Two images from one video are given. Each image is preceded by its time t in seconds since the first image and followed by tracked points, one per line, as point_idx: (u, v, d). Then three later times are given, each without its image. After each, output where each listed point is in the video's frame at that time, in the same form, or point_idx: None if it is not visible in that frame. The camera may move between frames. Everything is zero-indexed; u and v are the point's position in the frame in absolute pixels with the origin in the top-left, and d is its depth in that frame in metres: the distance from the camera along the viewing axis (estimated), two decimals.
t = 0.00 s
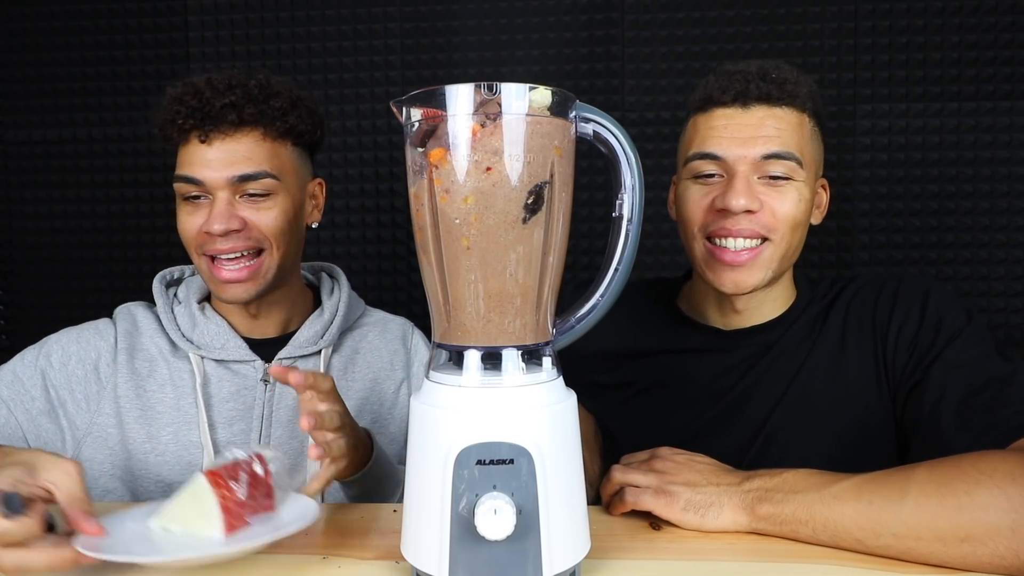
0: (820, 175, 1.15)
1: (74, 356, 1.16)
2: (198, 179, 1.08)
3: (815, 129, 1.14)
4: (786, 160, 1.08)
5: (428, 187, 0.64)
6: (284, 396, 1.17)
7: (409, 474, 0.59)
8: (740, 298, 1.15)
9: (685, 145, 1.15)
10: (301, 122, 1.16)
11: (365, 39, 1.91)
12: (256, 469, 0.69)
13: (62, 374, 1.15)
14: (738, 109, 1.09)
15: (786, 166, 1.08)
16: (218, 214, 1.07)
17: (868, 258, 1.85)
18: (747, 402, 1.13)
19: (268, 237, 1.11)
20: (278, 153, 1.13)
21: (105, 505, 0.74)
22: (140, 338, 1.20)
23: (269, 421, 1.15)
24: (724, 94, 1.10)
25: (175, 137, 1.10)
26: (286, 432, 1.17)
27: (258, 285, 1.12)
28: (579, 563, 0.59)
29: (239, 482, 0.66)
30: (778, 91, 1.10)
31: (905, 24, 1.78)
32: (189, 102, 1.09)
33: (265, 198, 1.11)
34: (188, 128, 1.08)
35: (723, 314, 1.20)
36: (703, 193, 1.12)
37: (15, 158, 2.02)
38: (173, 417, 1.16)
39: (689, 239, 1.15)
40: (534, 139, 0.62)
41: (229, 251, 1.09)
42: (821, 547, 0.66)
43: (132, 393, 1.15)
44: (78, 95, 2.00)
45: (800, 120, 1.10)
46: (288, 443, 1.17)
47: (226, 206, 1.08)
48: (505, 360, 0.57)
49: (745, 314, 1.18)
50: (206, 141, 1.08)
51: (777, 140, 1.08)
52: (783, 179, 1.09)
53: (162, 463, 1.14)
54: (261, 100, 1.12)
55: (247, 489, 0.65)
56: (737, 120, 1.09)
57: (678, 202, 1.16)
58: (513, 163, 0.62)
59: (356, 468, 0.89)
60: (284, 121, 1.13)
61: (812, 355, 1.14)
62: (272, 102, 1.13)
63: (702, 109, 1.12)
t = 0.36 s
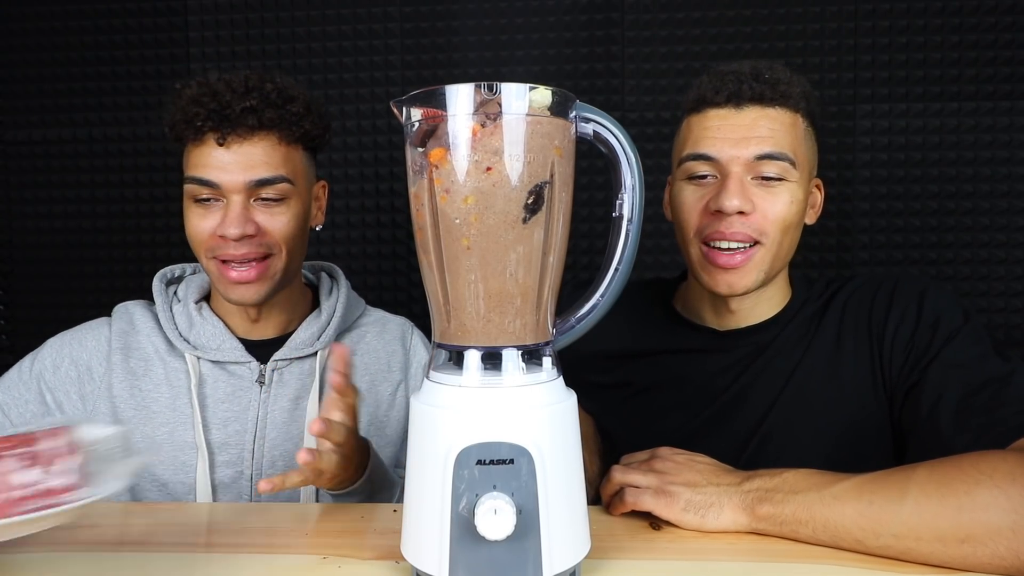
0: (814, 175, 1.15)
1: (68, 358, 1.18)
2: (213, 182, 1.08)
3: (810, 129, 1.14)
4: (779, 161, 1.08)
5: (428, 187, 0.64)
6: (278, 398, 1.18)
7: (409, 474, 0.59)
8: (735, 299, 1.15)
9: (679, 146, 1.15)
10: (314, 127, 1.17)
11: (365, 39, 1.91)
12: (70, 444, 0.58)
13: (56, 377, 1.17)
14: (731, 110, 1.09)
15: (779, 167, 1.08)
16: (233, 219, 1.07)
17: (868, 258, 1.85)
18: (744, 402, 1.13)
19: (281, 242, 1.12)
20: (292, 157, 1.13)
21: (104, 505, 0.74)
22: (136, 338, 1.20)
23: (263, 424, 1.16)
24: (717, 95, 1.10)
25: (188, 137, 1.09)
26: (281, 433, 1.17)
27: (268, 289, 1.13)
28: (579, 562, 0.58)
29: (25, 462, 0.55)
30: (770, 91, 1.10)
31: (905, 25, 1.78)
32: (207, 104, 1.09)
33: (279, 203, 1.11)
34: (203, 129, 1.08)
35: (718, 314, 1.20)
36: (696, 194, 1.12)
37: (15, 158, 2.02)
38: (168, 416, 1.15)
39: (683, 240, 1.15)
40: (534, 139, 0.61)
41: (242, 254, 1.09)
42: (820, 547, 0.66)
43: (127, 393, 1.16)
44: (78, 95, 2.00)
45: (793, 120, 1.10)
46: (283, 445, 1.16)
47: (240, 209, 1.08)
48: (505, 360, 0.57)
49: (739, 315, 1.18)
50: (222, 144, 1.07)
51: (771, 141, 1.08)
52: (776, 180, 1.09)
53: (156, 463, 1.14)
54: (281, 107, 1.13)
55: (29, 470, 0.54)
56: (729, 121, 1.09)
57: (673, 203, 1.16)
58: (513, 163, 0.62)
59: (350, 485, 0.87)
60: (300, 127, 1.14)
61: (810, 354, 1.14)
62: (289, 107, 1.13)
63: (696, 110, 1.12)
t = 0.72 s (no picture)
0: (805, 174, 1.15)
1: (76, 351, 1.16)
2: (203, 182, 1.08)
3: (802, 129, 1.14)
4: (766, 161, 1.08)
5: (428, 187, 0.64)
6: (279, 398, 1.18)
7: (409, 473, 0.59)
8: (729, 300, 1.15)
9: (672, 148, 1.15)
10: (306, 126, 1.15)
11: (365, 39, 1.91)
12: None
13: (65, 369, 1.15)
14: (721, 112, 1.09)
15: (767, 167, 1.08)
16: (222, 218, 1.07)
17: (868, 258, 1.85)
18: (742, 402, 1.13)
19: (272, 242, 1.11)
20: (285, 157, 1.13)
21: (106, 506, 0.74)
22: (141, 334, 1.20)
23: (264, 424, 1.16)
24: (708, 97, 1.10)
25: (181, 138, 1.10)
26: (282, 433, 1.17)
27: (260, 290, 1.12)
28: (579, 563, 0.58)
29: None
30: (761, 92, 1.10)
31: (905, 24, 1.78)
32: (196, 105, 1.09)
33: (270, 203, 1.11)
34: (194, 130, 1.08)
35: (713, 315, 1.20)
36: (686, 195, 1.12)
37: (15, 158, 2.02)
38: (170, 415, 1.16)
39: (676, 241, 1.15)
40: (534, 139, 0.61)
41: (232, 255, 1.09)
42: (820, 547, 0.66)
43: (133, 389, 1.15)
44: (78, 95, 2.00)
45: (783, 121, 1.10)
46: (284, 446, 1.17)
47: (230, 209, 1.08)
48: (505, 360, 0.57)
49: (735, 316, 1.18)
50: (212, 144, 1.08)
51: (759, 141, 1.08)
52: (764, 180, 1.09)
53: (159, 461, 1.13)
54: (268, 105, 1.12)
55: None
56: (719, 123, 1.09)
57: (665, 204, 1.16)
58: (512, 163, 0.62)
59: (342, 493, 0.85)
60: (291, 126, 1.13)
61: (809, 354, 1.14)
62: (280, 106, 1.13)
63: (687, 113, 1.12)
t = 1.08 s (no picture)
0: (805, 173, 1.15)
1: (78, 351, 1.15)
2: (202, 181, 1.08)
3: (801, 128, 1.14)
4: (765, 159, 1.08)
5: (428, 187, 0.64)
6: (284, 402, 1.18)
7: (409, 473, 0.59)
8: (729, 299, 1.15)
9: (672, 147, 1.15)
10: (311, 126, 1.16)
11: (365, 39, 1.91)
12: None
13: (66, 369, 1.14)
14: (719, 111, 1.09)
15: (766, 164, 1.08)
16: (220, 218, 1.07)
17: (868, 258, 1.85)
18: (741, 401, 1.13)
19: (269, 243, 1.11)
20: (284, 157, 1.12)
21: (108, 506, 0.74)
22: (144, 335, 1.20)
23: (269, 427, 1.16)
24: (706, 96, 1.10)
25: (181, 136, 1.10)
26: (286, 438, 1.17)
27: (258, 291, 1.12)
28: (579, 563, 0.59)
29: None
30: (758, 92, 1.10)
31: (905, 24, 1.78)
32: (195, 103, 1.09)
33: (269, 203, 1.11)
34: (194, 128, 1.08)
35: (713, 313, 1.20)
36: (686, 194, 1.12)
37: (15, 158, 2.02)
38: (173, 417, 1.16)
39: (676, 240, 1.15)
40: (534, 139, 0.61)
41: (228, 255, 1.09)
42: (820, 547, 0.66)
43: (136, 391, 1.15)
44: (78, 95, 2.00)
45: (782, 120, 1.10)
46: (288, 450, 1.17)
47: (229, 210, 1.08)
48: (505, 360, 0.57)
49: (735, 315, 1.18)
50: (211, 143, 1.08)
51: (758, 140, 1.08)
52: (763, 178, 1.09)
53: (162, 464, 1.14)
54: (268, 104, 1.12)
55: None
56: (718, 122, 1.09)
57: (665, 203, 1.16)
58: (512, 163, 0.62)
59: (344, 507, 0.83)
60: (292, 124, 1.13)
61: (808, 354, 1.14)
62: (282, 105, 1.13)
63: (687, 112, 1.12)
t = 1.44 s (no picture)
0: (808, 173, 1.15)
1: (79, 351, 1.15)
2: (196, 183, 1.09)
3: (804, 128, 1.14)
4: (772, 160, 1.08)
5: (428, 187, 0.64)
6: (287, 406, 1.18)
7: (409, 473, 0.59)
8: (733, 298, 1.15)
9: (676, 147, 1.15)
10: (305, 124, 1.16)
11: (365, 39, 1.91)
12: None
13: (67, 370, 1.14)
14: (725, 112, 1.09)
15: (773, 165, 1.08)
16: (214, 220, 1.07)
17: (868, 258, 1.85)
18: (742, 400, 1.13)
19: (264, 244, 1.10)
20: (279, 156, 1.12)
21: (110, 506, 0.74)
22: (145, 337, 1.20)
23: (272, 431, 1.16)
24: (710, 97, 1.10)
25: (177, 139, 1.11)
26: (289, 441, 1.17)
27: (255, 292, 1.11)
28: (578, 563, 0.59)
29: None
30: (763, 92, 1.10)
31: (905, 24, 1.78)
32: (187, 104, 1.09)
33: (264, 203, 1.11)
34: (188, 129, 1.09)
35: (715, 312, 1.20)
36: (693, 195, 1.12)
37: (15, 158, 2.02)
38: (176, 420, 1.16)
39: (682, 241, 1.15)
40: (534, 139, 0.61)
41: (224, 257, 1.09)
42: (820, 548, 0.66)
43: (138, 394, 1.15)
44: (78, 95, 2.00)
45: (786, 120, 1.10)
46: (290, 454, 1.17)
47: (223, 211, 1.08)
48: (504, 360, 0.57)
49: (738, 315, 1.18)
50: (205, 144, 1.08)
51: (764, 141, 1.08)
52: (770, 178, 1.09)
53: (163, 467, 1.14)
54: (259, 102, 1.11)
55: None
56: (724, 123, 1.09)
57: (670, 204, 1.16)
58: (512, 163, 0.62)
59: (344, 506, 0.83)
60: (285, 122, 1.12)
61: (809, 353, 1.14)
62: (274, 104, 1.12)
63: (691, 112, 1.12)
